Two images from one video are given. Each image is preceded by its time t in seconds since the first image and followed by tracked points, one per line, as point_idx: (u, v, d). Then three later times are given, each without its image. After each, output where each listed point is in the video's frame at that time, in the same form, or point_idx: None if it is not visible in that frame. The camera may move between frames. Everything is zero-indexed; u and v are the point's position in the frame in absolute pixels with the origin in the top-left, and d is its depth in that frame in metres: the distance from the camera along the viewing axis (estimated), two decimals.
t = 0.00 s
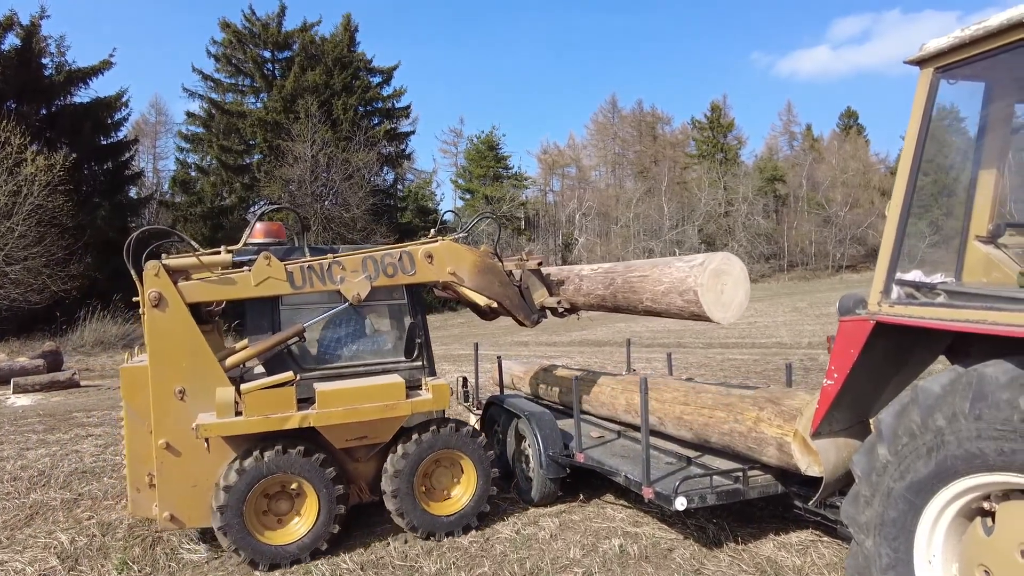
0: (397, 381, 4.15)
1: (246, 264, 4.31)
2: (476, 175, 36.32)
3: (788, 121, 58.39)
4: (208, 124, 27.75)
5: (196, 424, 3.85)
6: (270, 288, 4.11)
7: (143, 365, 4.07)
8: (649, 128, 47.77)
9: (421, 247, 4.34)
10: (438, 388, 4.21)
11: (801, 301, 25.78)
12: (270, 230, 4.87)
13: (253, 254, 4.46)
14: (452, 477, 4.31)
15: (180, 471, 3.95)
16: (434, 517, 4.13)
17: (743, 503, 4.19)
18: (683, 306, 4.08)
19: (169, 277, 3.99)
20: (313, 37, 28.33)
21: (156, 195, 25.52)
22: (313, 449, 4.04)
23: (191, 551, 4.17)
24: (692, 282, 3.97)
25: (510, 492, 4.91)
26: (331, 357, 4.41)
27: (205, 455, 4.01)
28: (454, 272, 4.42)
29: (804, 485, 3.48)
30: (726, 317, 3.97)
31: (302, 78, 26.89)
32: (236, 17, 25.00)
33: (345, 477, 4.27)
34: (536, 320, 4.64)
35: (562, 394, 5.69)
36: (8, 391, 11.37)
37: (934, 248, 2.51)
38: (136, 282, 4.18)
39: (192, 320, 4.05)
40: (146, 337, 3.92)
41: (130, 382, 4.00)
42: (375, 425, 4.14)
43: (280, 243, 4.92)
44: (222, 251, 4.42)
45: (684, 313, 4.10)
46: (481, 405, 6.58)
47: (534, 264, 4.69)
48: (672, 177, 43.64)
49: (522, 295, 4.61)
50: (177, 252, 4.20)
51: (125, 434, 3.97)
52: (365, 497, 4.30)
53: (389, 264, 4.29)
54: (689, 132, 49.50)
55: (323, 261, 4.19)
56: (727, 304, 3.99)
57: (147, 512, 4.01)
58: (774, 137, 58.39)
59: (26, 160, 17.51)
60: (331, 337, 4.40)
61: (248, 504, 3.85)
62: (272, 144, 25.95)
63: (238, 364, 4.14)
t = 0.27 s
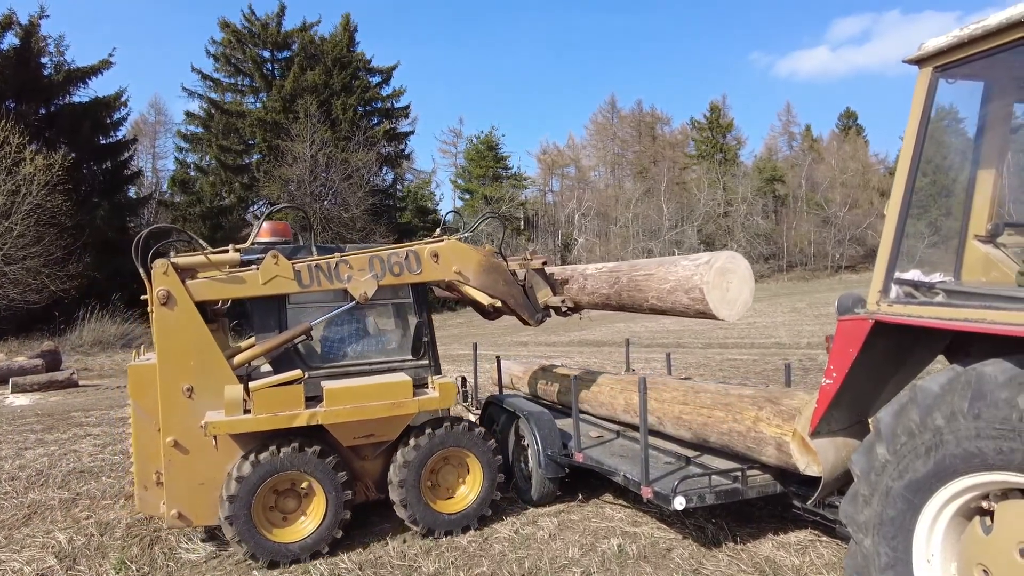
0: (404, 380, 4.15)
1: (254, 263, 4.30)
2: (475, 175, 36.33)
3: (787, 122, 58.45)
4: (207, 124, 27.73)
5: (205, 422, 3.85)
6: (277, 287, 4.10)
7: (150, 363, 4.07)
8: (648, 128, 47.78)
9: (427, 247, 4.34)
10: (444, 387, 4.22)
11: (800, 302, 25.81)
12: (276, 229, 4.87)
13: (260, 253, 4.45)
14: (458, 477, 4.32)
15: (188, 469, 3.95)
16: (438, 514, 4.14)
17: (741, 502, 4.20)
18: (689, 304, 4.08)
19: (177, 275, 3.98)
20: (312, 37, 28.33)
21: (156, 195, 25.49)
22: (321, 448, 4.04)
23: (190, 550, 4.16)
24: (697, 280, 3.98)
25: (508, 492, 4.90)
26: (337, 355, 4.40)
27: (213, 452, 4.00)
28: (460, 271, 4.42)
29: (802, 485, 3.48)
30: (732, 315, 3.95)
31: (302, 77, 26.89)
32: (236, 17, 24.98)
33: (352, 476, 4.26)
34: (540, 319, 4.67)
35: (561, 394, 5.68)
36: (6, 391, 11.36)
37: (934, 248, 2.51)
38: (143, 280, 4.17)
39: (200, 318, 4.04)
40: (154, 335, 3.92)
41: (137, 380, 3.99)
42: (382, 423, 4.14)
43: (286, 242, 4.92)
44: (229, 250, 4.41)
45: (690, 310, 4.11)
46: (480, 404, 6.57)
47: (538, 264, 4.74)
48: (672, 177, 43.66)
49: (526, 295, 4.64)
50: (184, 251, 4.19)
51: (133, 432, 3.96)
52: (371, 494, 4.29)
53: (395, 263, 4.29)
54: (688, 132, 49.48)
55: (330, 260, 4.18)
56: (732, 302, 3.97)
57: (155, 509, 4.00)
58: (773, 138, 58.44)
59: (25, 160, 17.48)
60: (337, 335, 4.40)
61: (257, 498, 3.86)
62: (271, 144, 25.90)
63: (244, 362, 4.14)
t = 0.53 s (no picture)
0: (405, 378, 4.15)
1: (255, 261, 4.30)
2: (474, 175, 36.31)
3: (786, 122, 58.49)
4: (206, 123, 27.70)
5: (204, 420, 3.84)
6: (278, 286, 4.10)
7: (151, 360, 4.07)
8: (647, 129, 47.78)
9: (428, 245, 4.33)
10: (444, 386, 4.21)
11: (798, 302, 25.82)
12: (278, 228, 4.88)
13: (261, 252, 4.45)
14: (458, 477, 4.31)
15: (188, 466, 3.94)
16: (437, 513, 4.13)
17: (741, 501, 4.19)
18: (691, 304, 4.08)
19: (177, 273, 3.97)
20: (311, 37, 28.31)
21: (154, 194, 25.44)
22: (321, 446, 4.03)
23: (188, 549, 4.15)
24: (698, 280, 3.98)
25: (507, 491, 4.89)
26: (338, 354, 4.39)
27: (212, 450, 3.99)
28: (461, 270, 4.42)
29: (802, 483, 3.47)
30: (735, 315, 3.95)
31: (301, 77, 26.87)
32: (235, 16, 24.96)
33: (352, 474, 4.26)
34: (542, 318, 4.67)
35: (560, 393, 5.67)
36: (4, 390, 11.34)
37: (933, 246, 2.51)
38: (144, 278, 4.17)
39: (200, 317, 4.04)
40: (154, 334, 3.91)
41: (138, 378, 3.99)
42: (382, 422, 4.13)
43: (287, 240, 4.92)
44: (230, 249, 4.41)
45: (691, 310, 4.11)
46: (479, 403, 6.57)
47: (540, 263, 4.74)
48: (671, 177, 43.67)
49: (527, 294, 4.64)
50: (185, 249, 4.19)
51: (133, 430, 3.97)
52: (370, 493, 4.29)
53: (396, 262, 4.28)
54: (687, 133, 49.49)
55: (331, 258, 4.18)
56: (734, 302, 3.97)
57: (156, 507, 4.01)
58: (772, 138, 58.45)
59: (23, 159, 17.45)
60: (338, 335, 4.39)
61: (255, 497, 3.85)
62: (270, 143, 25.82)
63: (245, 360, 4.13)
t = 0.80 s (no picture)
0: (405, 378, 4.15)
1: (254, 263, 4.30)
2: (473, 175, 36.30)
3: (784, 122, 58.54)
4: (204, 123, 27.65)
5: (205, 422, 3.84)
6: (277, 287, 4.10)
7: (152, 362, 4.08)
8: (646, 129, 47.77)
9: (428, 245, 4.33)
10: (445, 386, 4.21)
11: (796, 301, 25.84)
12: (277, 229, 4.84)
13: (261, 253, 4.45)
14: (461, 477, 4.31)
15: (189, 468, 3.94)
16: (437, 512, 4.13)
17: (739, 501, 4.19)
18: (691, 302, 4.08)
19: (177, 276, 3.97)
20: (310, 37, 28.29)
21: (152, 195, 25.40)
22: (322, 447, 4.03)
23: (186, 550, 4.15)
24: (698, 278, 3.98)
25: (506, 491, 4.89)
26: (338, 354, 4.38)
27: (214, 452, 3.99)
28: (461, 269, 4.41)
29: (800, 483, 3.48)
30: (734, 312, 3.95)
31: (299, 77, 26.84)
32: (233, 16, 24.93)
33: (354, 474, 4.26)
34: (543, 317, 4.67)
35: (559, 394, 5.67)
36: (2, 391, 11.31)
37: (931, 247, 2.51)
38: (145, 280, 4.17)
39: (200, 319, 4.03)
40: (154, 336, 3.91)
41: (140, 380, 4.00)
42: (383, 422, 4.13)
43: (287, 241, 4.90)
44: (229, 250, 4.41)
45: (691, 308, 4.11)
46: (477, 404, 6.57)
47: (540, 261, 4.72)
48: (669, 177, 43.70)
49: (528, 293, 4.63)
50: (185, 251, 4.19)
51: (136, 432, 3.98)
52: (373, 493, 4.29)
53: (395, 262, 4.27)
54: (685, 132, 49.49)
55: (330, 259, 4.18)
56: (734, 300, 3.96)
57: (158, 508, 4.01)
58: (771, 138, 58.48)
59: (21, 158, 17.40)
60: (338, 335, 4.38)
61: (258, 496, 3.85)
62: (268, 143, 25.72)
63: (246, 362, 4.13)
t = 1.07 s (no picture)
0: (414, 377, 4.14)
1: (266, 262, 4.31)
2: (471, 175, 36.27)
3: (782, 122, 58.58)
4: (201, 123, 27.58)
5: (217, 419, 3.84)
6: (288, 286, 4.10)
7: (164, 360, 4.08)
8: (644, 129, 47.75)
9: (437, 245, 4.33)
10: (454, 385, 4.21)
11: (794, 301, 25.85)
12: (288, 229, 4.82)
13: (271, 252, 4.46)
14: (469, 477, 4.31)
15: (199, 465, 3.93)
16: (440, 509, 4.12)
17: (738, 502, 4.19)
18: (699, 302, 4.08)
19: (190, 274, 3.98)
20: (308, 36, 28.25)
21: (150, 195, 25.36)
22: (331, 445, 4.03)
23: (183, 551, 4.15)
24: (707, 278, 3.98)
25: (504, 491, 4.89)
26: (348, 353, 4.35)
27: (225, 449, 3.98)
28: (470, 269, 4.41)
29: (798, 484, 3.48)
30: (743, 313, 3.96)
31: (298, 76, 26.79)
32: (231, 16, 24.88)
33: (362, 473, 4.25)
34: (551, 318, 4.67)
35: (558, 394, 5.66)
36: None
37: (927, 247, 2.52)
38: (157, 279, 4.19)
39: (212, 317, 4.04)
40: (166, 333, 3.91)
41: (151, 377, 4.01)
42: (393, 421, 4.12)
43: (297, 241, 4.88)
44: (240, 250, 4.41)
45: (699, 308, 4.11)
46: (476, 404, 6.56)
47: (549, 262, 4.72)
48: (668, 177, 43.71)
49: (536, 293, 4.63)
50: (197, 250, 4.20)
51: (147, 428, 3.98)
52: (381, 492, 4.29)
53: (405, 262, 4.27)
54: (684, 132, 49.48)
55: (340, 259, 4.18)
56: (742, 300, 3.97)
57: (168, 505, 4.02)
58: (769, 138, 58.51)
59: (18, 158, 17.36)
60: (347, 334, 4.36)
61: (270, 490, 3.86)
62: (267, 143, 25.70)
63: (256, 360, 4.12)
